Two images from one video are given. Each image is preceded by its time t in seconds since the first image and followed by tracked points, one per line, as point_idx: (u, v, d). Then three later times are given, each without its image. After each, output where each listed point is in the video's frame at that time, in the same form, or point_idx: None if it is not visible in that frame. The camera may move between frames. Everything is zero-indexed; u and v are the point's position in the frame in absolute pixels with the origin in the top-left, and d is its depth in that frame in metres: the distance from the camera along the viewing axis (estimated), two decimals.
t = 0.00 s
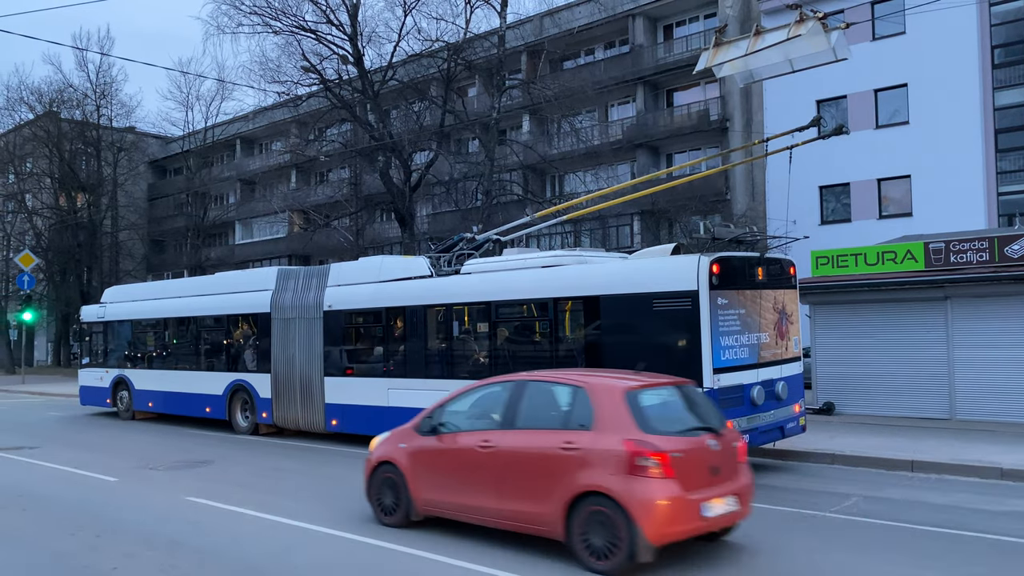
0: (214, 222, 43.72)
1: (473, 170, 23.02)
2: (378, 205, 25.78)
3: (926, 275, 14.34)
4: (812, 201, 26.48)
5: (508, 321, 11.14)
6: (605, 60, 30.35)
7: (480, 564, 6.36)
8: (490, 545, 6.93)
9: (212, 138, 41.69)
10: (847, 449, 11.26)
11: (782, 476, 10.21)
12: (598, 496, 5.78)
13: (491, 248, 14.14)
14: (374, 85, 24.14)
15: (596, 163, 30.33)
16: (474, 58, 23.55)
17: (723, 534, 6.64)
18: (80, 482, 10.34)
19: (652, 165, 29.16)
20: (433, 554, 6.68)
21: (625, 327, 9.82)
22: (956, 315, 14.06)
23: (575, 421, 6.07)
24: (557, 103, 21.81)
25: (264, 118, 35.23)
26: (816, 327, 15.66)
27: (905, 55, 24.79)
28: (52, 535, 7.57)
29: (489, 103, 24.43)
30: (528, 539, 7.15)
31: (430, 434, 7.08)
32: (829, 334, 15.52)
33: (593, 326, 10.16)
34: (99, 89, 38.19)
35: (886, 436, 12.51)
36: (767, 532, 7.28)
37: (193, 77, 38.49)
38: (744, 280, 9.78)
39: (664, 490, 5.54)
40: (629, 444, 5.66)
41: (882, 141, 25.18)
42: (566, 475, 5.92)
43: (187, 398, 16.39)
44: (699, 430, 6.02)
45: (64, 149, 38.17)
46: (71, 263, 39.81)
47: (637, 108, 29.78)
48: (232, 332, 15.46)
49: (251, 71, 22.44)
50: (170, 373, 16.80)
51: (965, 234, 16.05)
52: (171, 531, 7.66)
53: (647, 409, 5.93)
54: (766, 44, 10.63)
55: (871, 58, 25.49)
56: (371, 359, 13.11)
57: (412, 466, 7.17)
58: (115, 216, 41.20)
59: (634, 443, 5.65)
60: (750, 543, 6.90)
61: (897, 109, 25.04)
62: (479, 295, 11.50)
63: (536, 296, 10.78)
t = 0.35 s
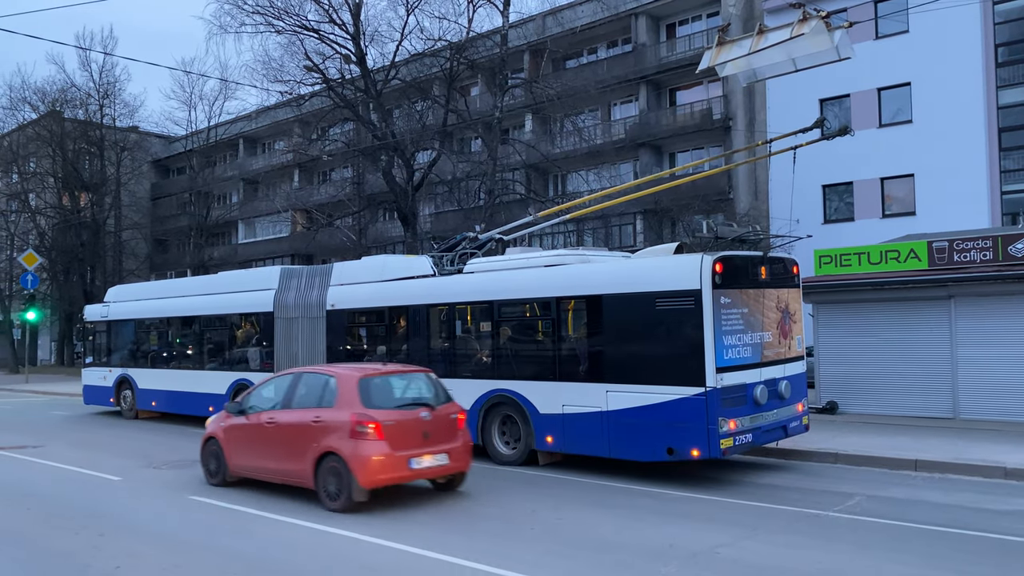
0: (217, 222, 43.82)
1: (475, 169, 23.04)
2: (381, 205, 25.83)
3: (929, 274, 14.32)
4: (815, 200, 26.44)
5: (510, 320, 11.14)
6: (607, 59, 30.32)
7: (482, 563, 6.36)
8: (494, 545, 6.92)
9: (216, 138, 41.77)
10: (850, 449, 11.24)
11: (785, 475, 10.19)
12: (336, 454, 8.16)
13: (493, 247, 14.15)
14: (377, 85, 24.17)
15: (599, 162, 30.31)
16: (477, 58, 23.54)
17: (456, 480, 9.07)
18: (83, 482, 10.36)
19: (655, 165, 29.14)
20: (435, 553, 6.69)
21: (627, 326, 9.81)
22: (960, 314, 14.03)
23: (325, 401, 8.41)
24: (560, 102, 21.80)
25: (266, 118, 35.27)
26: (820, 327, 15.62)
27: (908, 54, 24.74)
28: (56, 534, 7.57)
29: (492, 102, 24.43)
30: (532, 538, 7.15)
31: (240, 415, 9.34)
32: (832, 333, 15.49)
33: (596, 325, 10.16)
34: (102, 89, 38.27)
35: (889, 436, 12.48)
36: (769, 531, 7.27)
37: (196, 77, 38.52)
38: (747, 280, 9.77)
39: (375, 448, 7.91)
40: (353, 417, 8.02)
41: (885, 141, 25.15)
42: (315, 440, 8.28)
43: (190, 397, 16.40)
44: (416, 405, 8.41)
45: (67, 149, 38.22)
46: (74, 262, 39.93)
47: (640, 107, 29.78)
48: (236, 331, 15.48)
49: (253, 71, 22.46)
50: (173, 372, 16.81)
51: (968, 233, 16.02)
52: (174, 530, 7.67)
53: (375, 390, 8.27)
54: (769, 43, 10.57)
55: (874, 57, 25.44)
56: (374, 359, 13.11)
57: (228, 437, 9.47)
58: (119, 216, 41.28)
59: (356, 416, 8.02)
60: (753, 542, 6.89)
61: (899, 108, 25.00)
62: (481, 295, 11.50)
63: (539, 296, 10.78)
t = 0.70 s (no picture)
0: (219, 221, 43.90)
1: (477, 169, 23.05)
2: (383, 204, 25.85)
3: (932, 273, 14.33)
4: (818, 199, 26.40)
5: (513, 319, 11.15)
6: (610, 58, 30.29)
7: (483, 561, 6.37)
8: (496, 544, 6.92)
9: (218, 137, 41.78)
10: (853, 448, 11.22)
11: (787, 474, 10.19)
12: (184, 432, 10.44)
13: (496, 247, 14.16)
14: (379, 84, 24.17)
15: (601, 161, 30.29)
16: (479, 57, 23.54)
17: (292, 453, 11.28)
18: (85, 480, 10.39)
19: (657, 164, 29.13)
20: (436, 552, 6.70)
21: (629, 325, 9.82)
22: (962, 313, 14.02)
23: (180, 391, 10.67)
24: (561, 101, 21.79)
25: (268, 117, 35.30)
26: (822, 326, 15.61)
27: (910, 54, 24.72)
28: (58, 532, 7.60)
29: (494, 101, 24.39)
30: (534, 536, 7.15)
31: (124, 402, 11.56)
32: (834, 332, 15.49)
33: (598, 325, 10.16)
34: (104, 88, 38.31)
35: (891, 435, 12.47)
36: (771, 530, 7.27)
37: (198, 77, 38.52)
38: (749, 279, 9.77)
39: (213, 427, 10.18)
40: (197, 403, 10.28)
41: (887, 140, 25.14)
42: (171, 421, 10.52)
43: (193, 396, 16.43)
44: (252, 393, 10.65)
45: (69, 148, 38.26)
46: (77, 262, 40.00)
47: (642, 106, 29.75)
48: (238, 330, 15.51)
49: (256, 71, 22.49)
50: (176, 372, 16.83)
51: (971, 232, 16.00)
52: (175, 528, 7.69)
53: (216, 383, 10.51)
54: (771, 41, 10.55)
55: (876, 56, 25.41)
56: (377, 358, 13.13)
57: (117, 419, 11.66)
58: (121, 215, 41.33)
59: (199, 402, 10.28)
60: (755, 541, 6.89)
61: (902, 107, 24.98)
62: (484, 294, 11.51)
63: (541, 295, 10.79)
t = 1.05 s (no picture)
0: (220, 220, 43.95)
1: (479, 168, 23.05)
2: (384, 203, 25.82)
3: (934, 272, 14.29)
4: (819, 199, 26.37)
5: (515, 318, 11.14)
6: (611, 57, 30.27)
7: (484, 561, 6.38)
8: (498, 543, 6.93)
9: (219, 136, 41.80)
10: (854, 448, 11.21)
11: (789, 474, 10.18)
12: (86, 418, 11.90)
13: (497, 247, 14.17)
14: (380, 83, 24.17)
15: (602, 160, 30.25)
16: (480, 57, 23.54)
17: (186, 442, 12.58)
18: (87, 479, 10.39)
19: (658, 163, 29.12)
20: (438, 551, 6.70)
21: (631, 324, 9.81)
22: (964, 313, 14.00)
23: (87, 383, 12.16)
24: (563, 101, 21.78)
25: (269, 116, 35.31)
26: (824, 325, 15.59)
27: (912, 53, 24.70)
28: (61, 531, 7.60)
29: (496, 100, 24.36)
30: (535, 535, 7.16)
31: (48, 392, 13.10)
32: (836, 332, 15.47)
33: (599, 324, 10.15)
34: (105, 87, 38.35)
35: (893, 434, 12.46)
36: (773, 530, 7.27)
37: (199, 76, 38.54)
38: (750, 278, 9.76)
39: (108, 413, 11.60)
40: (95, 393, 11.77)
41: (889, 139, 25.12)
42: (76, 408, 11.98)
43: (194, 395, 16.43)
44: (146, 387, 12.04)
45: (71, 147, 38.26)
46: (78, 261, 40.02)
47: (643, 105, 29.74)
48: (239, 329, 15.50)
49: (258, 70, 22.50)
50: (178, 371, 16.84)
51: (972, 231, 15.99)
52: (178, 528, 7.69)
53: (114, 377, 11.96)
54: (772, 40, 10.53)
55: (878, 56, 25.40)
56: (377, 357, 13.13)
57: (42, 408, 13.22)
58: (123, 214, 41.33)
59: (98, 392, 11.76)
60: (757, 541, 6.88)
61: (904, 106, 24.95)
62: (485, 293, 11.50)
63: (542, 294, 10.79)
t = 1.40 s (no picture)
0: (221, 220, 44.00)
1: (479, 168, 23.06)
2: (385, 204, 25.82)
3: (935, 273, 14.30)
4: (819, 199, 26.39)
5: (515, 318, 11.13)
6: (612, 58, 30.27)
7: (483, 560, 6.38)
8: (498, 542, 6.92)
9: (220, 136, 41.83)
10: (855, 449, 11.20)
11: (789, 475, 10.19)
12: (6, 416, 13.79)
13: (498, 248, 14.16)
14: (381, 84, 24.18)
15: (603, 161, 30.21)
16: (481, 57, 23.53)
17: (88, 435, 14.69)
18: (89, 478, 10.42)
19: (659, 164, 29.13)
20: (437, 550, 6.70)
21: (632, 323, 9.80)
22: (965, 315, 13.98)
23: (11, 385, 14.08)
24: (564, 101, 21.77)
25: (270, 117, 35.34)
26: (824, 326, 15.59)
27: (913, 54, 24.70)
28: (60, 529, 7.61)
29: (497, 101, 24.34)
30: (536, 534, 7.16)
31: None
32: (836, 332, 15.46)
33: (600, 323, 10.15)
34: (107, 87, 38.35)
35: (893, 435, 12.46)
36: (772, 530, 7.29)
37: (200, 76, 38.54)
38: (751, 279, 9.76)
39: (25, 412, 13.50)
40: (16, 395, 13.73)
41: (890, 140, 25.10)
42: None
43: (194, 394, 16.44)
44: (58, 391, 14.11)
45: (72, 147, 38.25)
46: (79, 261, 40.03)
47: (644, 106, 29.73)
48: (241, 329, 15.48)
49: (259, 70, 22.52)
50: (179, 371, 16.85)
51: (973, 232, 15.99)
52: (178, 525, 7.70)
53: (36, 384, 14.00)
54: (773, 41, 10.53)
55: (879, 56, 25.40)
56: (378, 358, 13.13)
57: None
58: (124, 214, 41.33)
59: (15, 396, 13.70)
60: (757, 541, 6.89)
61: (904, 107, 24.95)
62: (486, 293, 11.50)
63: (543, 295, 10.79)
